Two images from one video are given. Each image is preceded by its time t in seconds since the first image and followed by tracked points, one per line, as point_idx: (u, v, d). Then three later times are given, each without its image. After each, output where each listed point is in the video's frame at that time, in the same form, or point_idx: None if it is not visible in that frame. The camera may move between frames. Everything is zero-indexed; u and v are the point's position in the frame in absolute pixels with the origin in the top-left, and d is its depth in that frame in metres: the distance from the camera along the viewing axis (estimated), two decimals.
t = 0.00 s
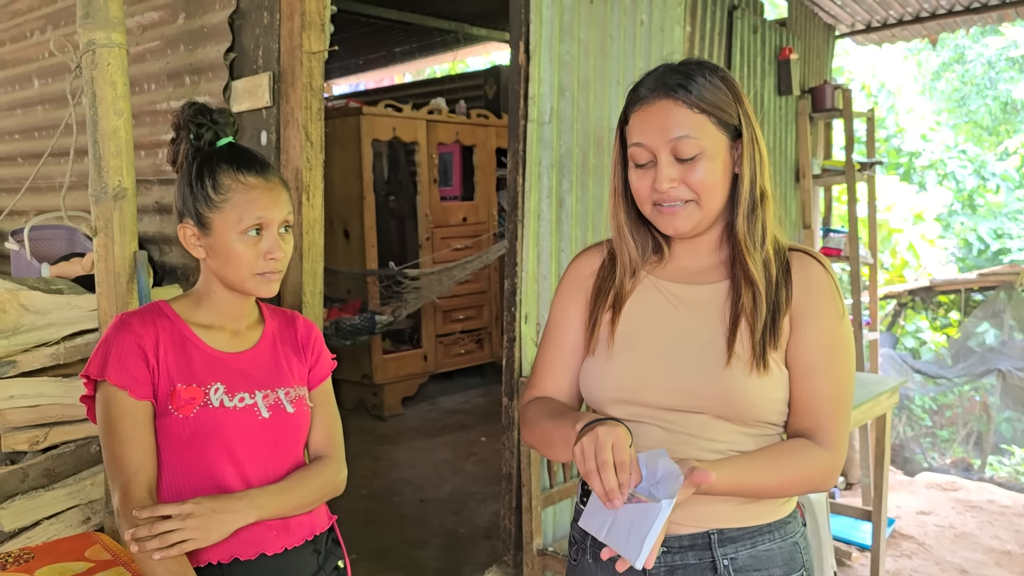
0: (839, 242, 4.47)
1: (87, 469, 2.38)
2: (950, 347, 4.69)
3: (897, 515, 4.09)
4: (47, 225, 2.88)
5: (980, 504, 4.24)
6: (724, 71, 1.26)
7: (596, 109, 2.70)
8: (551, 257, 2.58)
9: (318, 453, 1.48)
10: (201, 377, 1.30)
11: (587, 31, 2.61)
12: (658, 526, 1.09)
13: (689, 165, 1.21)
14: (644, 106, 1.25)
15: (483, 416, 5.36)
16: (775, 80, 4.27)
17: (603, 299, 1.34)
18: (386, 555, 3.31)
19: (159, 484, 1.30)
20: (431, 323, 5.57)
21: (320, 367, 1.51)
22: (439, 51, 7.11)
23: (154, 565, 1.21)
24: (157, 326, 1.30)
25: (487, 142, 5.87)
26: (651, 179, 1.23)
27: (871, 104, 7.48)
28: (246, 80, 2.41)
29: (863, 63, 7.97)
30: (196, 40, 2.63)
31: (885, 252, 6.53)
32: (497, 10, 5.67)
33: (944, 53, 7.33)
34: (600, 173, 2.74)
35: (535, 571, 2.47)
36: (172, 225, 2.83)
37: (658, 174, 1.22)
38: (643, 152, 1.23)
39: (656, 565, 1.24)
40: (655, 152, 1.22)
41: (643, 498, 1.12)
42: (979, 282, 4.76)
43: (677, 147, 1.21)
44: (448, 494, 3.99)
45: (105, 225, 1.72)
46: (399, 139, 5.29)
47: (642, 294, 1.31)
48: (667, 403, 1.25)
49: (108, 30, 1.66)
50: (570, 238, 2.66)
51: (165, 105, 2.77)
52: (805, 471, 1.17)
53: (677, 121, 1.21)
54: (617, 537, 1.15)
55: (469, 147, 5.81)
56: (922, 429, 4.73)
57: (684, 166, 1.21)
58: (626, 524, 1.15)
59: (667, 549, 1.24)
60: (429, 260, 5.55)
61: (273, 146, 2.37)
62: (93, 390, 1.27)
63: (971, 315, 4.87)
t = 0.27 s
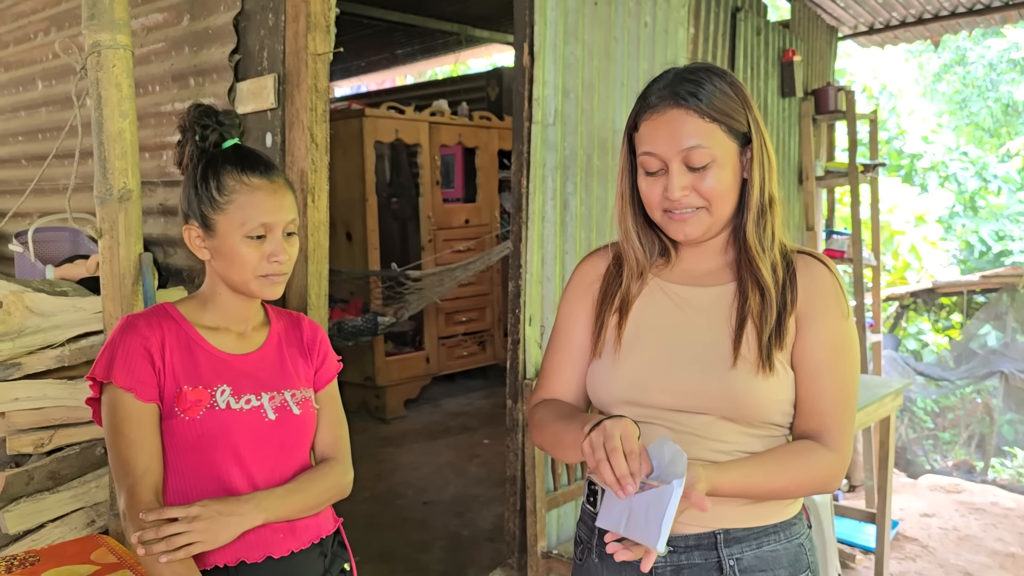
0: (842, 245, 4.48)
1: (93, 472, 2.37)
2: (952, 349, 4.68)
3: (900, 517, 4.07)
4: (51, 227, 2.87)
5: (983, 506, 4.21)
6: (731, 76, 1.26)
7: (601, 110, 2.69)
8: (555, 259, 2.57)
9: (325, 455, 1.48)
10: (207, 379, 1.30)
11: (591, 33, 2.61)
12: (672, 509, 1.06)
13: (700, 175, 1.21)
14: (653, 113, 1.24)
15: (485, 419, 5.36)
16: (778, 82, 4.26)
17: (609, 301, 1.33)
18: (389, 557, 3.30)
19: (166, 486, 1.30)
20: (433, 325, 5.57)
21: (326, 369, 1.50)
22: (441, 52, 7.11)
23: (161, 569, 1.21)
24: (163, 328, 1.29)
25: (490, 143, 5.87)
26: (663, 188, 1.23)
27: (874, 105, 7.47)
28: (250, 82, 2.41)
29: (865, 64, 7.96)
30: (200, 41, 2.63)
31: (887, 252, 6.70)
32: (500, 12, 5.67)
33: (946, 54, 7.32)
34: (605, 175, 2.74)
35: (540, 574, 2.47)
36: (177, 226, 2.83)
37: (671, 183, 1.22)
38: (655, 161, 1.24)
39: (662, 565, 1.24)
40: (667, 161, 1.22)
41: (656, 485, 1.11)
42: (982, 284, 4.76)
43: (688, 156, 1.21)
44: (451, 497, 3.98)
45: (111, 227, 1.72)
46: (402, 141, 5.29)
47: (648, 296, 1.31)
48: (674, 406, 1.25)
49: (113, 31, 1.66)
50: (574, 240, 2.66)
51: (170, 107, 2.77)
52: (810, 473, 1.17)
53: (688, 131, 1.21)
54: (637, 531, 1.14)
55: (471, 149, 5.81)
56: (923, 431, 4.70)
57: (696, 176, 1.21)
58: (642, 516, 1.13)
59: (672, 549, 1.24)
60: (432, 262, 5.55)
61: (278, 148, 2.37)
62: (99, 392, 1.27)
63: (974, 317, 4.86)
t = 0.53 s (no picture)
0: (842, 246, 4.47)
1: (92, 472, 2.37)
2: (953, 350, 4.69)
3: (901, 519, 4.07)
4: (50, 228, 2.87)
5: (984, 508, 4.20)
6: (733, 78, 1.26)
7: (601, 111, 2.69)
8: (555, 260, 2.58)
9: (325, 456, 1.48)
10: (207, 379, 1.30)
11: (591, 35, 2.62)
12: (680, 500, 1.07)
13: (700, 176, 1.22)
14: (655, 115, 1.24)
15: (485, 420, 5.36)
16: (779, 83, 4.27)
17: (608, 301, 1.34)
18: (389, 558, 3.30)
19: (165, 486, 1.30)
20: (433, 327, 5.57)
21: (327, 369, 1.50)
22: (441, 54, 7.12)
23: (159, 569, 1.21)
24: (163, 328, 1.29)
25: (490, 145, 5.87)
26: (664, 189, 1.24)
27: (874, 107, 7.48)
28: (250, 82, 2.41)
29: (865, 66, 7.96)
30: (200, 42, 2.64)
31: (887, 255, 6.59)
32: (500, 13, 5.67)
33: (947, 56, 7.32)
34: (604, 176, 2.74)
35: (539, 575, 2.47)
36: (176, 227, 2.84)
37: (671, 185, 1.22)
38: (655, 162, 1.24)
39: (658, 561, 1.24)
40: (668, 164, 1.23)
41: (661, 481, 1.11)
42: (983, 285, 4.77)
43: (689, 161, 1.21)
44: (451, 498, 3.98)
45: (110, 227, 1.72)
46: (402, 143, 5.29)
47: (646, 295, 1.31)
48: (670, 405, 1.25)
49: (113, 32, 1.66)
50: (574, 241, 2.66)
51: (170, 108, 2.77)
52: (804, 475, 1.17)
53: (689, 135, 1.21)
54: (644, 528, 1.11)
55: (471, 150, 5.81)
56: (923, 433, 4.71)
57: (695, 177, 1.22)
58: (648, 512, 1.12)
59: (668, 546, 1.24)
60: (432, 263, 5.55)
61: (277, 149, 2.37)
62: (99, 391, 1.27)
63: (974, 318, 4.86)
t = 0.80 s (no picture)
0: (842, 247, 4.47)
1: (91, 473, 2.37)
2: (954, 352, 4.72)
3: (901, 520, 4.07)
4: (50, 229, 2.88)
5: (984, 509, 4.19)
6: (735, 82, 1.26)
7: (600, 113, 2.70)
8: (555, 261, 2.58)
9: (328, 458, 1.48)
10: (212, 379, 1.30)
11: (591, 36, 2.62)
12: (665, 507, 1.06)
13: (701, 180, 1.22)
14: (657, 118, 1.24)
15: (486, 421, 5.36)
16: (779, 84, 4.27)
17: (609, 300, 1.34)
18: (389, 559, 3.30)
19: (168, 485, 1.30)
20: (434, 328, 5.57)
21: (332, 372, 1.50)
22: (441, 55, 7.12)
23: (160, 568, 1.21)
24: (169, 326, 1.30)
25: (490, 146, 5.87)
26: (665, 192, 1.24)
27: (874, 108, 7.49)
28: (250, 83, 2.41)
29: (866, 67, 7.97)
30: (200, 43, 2.64)
31: (887, 255, 6.55)
32: (501, 15, 5.68)
33: (947, 57, 7.33)
34: (604, 178, 2.75)
35: None
36: (176, 228, 2.84)
37: (673, 189, 1.22)
38: (656, 165, 1.24)
39: (654, 561, 1.24)
40: (670, 167, 1.23)
41: (649, 488, 1.11)
42: (983, 286, 4.77)
43: (691, 164, 1.21)
44: (451, 499, 3.98)
45: (110, 228, 1.72)
46: (402, 144, 5.30)
47: (647, 296, 1.31)
48: (669, 405, 1.25)
49: (113, 34, 1.66)
50: (574, 242, 2.66)
51: (169, 109, 2.77)
52: (799, 478, 1.17)
53: (691, 138, 1.21)
54: (635, 535, 1.10)
55: (471, 151, 5.81)
56: (924, 434, 4.70)
57: (697, 181, 1.22)
58: (639, 519, 1.11)
59: (665, 545, 1.24)
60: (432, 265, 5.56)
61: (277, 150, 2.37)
62: (105, 388, 1.27)
63: (974, 320, 4.86)
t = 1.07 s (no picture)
0: (841, 248, 4.47)
1: (90, 473, 2.38)
2: (954, 353, 4.73)
3: (901, 520, 4.06)
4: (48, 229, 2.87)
5: (984, 509, 4.19)
6: (739, 80, 1.26)
7: (599, 113, 2.70)
8: (554, 261, 2.58)
9: (330, 459, 1.47)
10: (213, 378, 1.30)
11: (590, 37, 2.62)
12: (667, 526, 1.06)
13: (702, 179, 1.22)
14: (659, 117, 1.25)
15: (486, 422, 5.36)
16: (778, 85, 4.27)
17: (611, 298, 1.35)
18: (389, 560, 3.30)
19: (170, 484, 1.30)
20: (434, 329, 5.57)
21: (335, 372, 1.49)
22: (441, 56, 7.13)
23: (160, 568, 1.21)
24: (170, 326, 1.30)
25: (490, 146, 5.86)
26: (666, 191, 1.24)
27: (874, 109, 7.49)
28: (249, 83, 2.41)
29: (865, 68, 7.97)
30: (199, 44, 2.64)
31: (887, 256, 6.54)
32: (500, 16, 5.69)
33: (947, 58, 7.34)
34: (603, 178, 2.75)
35: None
36: (176, 228, 2.84)
37: (673, 187, 1.23)
38: (658, 163, 1.25)
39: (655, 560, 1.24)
40: (671, 166, 1.23)
41: (651, 504, 1.11)
42: (983, 287, 4.77)
43: (692, 162, 1.21)
44: (451, 499, 3.98)
45: (108, 228, 1.72)
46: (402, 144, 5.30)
47: (649, 294, 1.32)
48: (670, 403, 1.26)
49: (111, 34, 1.66)
50: (573, 242, 2.66)
51: (169, 109, 2.77)
52: (797, 481, 1.17)
53: (692, 138, 1.21)
54: (632, 550, 1.11)
55: (471, 152, 5.81)
56: (925, 435, 4.69)
57: (698, 179, 1.22)
58: (638, 535, 1.11)
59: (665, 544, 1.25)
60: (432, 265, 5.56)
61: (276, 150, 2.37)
62: (107, 387, 1.28)
63: (974, 321, 4.86)
